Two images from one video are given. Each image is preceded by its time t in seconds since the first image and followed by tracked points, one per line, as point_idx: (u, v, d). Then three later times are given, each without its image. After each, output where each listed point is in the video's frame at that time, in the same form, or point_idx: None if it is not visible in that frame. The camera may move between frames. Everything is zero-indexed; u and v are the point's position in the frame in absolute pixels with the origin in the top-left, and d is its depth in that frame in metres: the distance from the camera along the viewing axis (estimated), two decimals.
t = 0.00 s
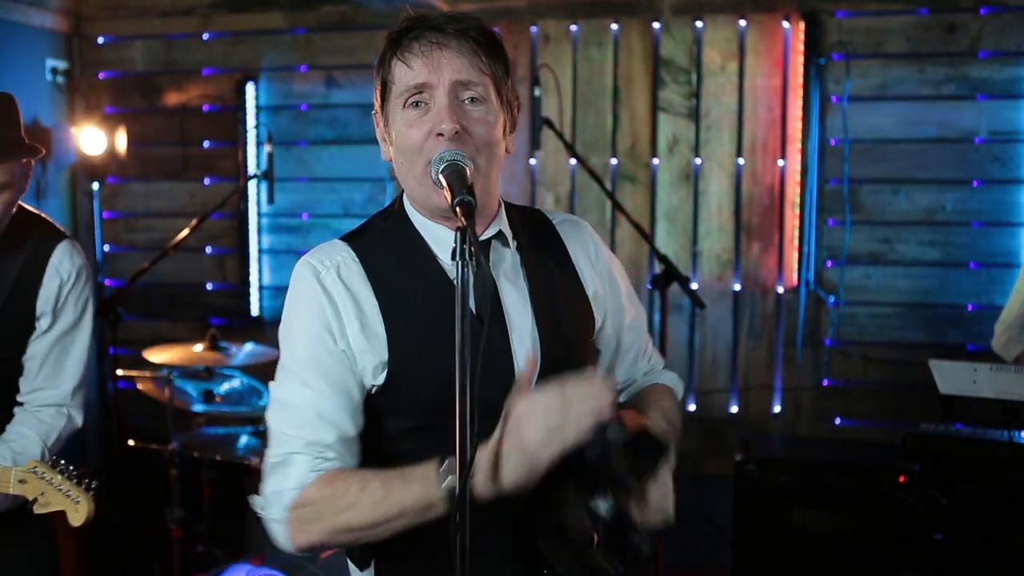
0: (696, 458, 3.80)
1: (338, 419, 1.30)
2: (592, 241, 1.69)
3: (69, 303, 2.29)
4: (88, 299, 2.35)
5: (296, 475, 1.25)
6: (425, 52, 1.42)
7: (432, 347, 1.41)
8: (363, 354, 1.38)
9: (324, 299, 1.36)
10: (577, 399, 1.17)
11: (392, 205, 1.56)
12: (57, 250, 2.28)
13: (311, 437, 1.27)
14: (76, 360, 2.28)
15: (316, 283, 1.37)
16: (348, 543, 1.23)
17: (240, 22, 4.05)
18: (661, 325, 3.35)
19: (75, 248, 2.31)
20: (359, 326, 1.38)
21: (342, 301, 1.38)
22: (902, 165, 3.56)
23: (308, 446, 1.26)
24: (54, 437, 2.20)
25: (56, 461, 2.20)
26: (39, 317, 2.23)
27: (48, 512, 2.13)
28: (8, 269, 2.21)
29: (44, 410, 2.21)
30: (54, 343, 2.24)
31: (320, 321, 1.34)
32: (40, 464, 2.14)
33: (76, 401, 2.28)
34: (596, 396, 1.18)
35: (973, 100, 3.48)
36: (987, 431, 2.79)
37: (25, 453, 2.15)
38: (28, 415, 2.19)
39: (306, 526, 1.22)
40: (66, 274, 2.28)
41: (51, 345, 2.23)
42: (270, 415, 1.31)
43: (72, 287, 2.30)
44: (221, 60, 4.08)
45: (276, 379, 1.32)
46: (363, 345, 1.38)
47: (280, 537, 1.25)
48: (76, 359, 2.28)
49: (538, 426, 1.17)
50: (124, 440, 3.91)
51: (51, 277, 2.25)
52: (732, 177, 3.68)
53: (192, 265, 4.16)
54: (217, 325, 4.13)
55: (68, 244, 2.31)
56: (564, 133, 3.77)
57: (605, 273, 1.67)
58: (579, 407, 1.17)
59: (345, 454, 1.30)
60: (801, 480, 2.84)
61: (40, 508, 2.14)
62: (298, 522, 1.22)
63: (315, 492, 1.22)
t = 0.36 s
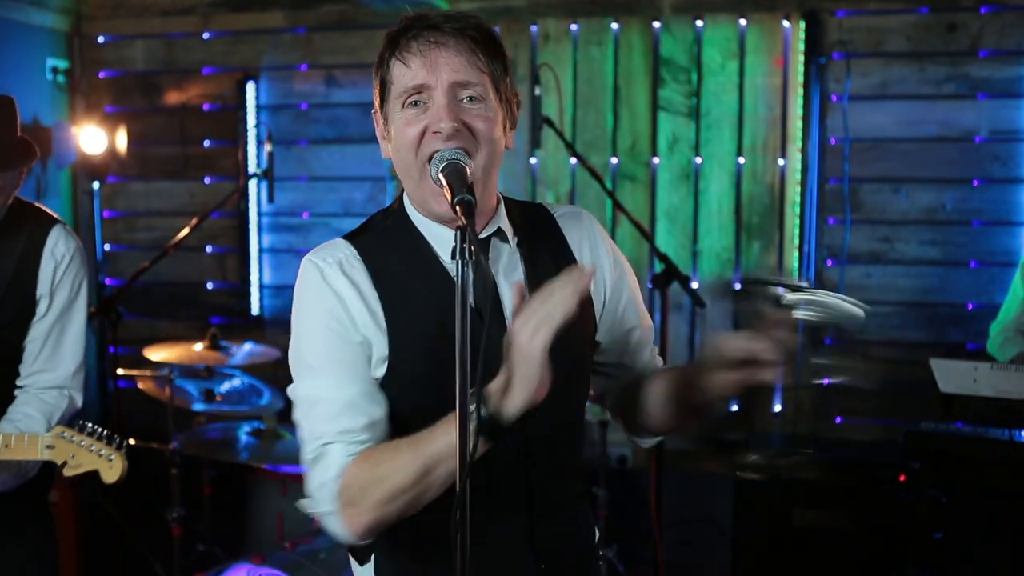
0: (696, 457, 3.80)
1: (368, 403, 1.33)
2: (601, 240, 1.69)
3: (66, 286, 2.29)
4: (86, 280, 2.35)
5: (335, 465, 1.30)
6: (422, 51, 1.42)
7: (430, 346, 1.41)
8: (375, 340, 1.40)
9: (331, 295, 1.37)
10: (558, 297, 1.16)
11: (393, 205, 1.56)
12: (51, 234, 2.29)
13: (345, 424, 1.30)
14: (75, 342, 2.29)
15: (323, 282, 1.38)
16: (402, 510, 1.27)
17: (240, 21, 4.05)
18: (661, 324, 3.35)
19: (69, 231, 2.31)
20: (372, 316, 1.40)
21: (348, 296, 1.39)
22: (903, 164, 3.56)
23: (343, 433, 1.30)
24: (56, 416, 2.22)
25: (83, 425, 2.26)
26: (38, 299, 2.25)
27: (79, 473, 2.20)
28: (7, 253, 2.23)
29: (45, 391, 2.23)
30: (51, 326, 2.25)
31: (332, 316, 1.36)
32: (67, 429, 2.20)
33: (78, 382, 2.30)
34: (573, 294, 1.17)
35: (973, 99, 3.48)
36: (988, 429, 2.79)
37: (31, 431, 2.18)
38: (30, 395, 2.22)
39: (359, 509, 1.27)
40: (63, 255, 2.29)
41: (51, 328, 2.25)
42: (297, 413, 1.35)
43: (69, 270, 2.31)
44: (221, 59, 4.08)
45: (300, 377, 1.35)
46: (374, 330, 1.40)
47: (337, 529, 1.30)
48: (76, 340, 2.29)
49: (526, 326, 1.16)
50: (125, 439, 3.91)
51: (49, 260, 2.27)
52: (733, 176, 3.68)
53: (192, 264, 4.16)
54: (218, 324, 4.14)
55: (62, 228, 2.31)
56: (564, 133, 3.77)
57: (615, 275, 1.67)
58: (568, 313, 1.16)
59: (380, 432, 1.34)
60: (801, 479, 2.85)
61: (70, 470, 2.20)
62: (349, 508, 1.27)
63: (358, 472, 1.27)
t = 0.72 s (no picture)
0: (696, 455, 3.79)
1: (293, 410, 1.34)
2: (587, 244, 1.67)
3: (71, 274, 2.31)
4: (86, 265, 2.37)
5: (233, 452, 1.32)
6: (508, 57, 1.49)
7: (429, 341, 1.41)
8: (354, 347, 1.39)
9: (325, 289, 1.37)
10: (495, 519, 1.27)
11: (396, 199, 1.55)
12: (49, 225, 2.30)
13: (260, 421, 1.32)
14: (88, 324, 2.32)
15: (317, 268, 1.39)
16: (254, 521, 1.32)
17: (240, 19, 4.05)
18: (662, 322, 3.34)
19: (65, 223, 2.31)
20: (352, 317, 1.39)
21: (342, 288, 1.39)
22: (903, 161, 3.56)
23: (255, 428, 1.32)
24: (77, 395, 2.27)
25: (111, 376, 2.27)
26: (43, 288, 2.27)
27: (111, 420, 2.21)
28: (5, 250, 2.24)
29: (65, 371, 2.28)
30: (61, 312, 2.28)
31: (313, 311, 1.36)
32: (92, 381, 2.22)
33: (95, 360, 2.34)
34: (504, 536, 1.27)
35: (973, 96, 3.48)
36: (988, 427, 2.80)
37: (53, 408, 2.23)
38: (50, 377, 2.27)
39: (229, 497, 1.32)
40: (63, 244, 2.31)
41: (60, 314, 2.27)
42: (236, 385, 1.36)
43: (70, 258, 2.32)
44: (221, 57, 4.08)
45: (252, 357, 1.36)
46: (354, 339, 1.39)
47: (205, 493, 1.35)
48: (86, 322, 2.32)
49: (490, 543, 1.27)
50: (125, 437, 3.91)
51: (50, 250, 2.28)
52: (733, 174, 3.67)
53: (192, 262, 4.16)
54: (218, 322, 4.13)
55: (59, 220, 2.32)
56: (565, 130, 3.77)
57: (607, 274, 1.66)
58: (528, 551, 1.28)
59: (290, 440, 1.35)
60: (798, 478, 2.85)
61: (101, 419, 2.22)
62: (224, 492, 1.32)
63: (247, 474, 1.30)
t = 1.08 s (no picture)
0: (696, 454, 3.78)
1: (335, 392, 1.31)
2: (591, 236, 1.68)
3: (60, 263, 2.61)
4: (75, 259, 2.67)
5: (293, 447, 1.29)
6: (434, 50, 1.41)
7: (425, 339, 1.41)
8: (360, 327, 1.38)
9: (318, 275, 1.36)
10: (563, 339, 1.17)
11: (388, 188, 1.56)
12: (42, 216, 2.59)
13: (305, 410, 1.29)
14: (72, 311, 2.60)
15: (313, 258, 1.38)
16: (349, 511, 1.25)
17: (239, 18, 4.05)
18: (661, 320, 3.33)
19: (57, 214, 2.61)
20: (356, 299, 1.38)
21: (337, 278, 1.38)
22: (903, 160, 3.56)
23: (303, 418, 1.29)
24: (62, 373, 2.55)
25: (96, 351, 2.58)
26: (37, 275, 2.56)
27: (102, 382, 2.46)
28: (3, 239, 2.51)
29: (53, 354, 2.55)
30: (50, 299, 2.56)
31: (313, 301, 1.34)
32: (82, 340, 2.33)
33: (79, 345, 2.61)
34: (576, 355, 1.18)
35: (973, 95, 3.48)
36: (988, 425, 2.80)
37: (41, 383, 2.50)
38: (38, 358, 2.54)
39: (306, 495, 1.25)
40: (55, 236, 2.60)
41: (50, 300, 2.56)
42: (265, 394, 1.34)
43: (60, 248, 2.62)
44: (220, 57, 4.08)
45: (272, 356, 1.34)
46: (360, 318, 1.38)
47: (279, 512, 1.29)
48: (73, 310, 2.61)
49: (523, 364, 1.17)
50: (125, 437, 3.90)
51: (45, 240, 2.58)
52: (732, 173, 3.67)
53: (191, 261, 4.15)
54: (217, 321, 4.13)
55: (50, 213, 2.62)
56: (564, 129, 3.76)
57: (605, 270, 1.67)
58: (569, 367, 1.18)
59: (342, 421, 1.32)
60: (796, 476, 2.85)
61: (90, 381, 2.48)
62: (297, 495, 1.25)
63: (313, 460, 1.25)
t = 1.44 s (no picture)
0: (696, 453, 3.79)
1: (334, 399, 1.32)
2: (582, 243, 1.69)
3: (45, 297, 2.61)
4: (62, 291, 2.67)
5: (291, 454, 1.29)
6: (419, 48, 1.41)
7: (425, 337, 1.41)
8: (363, 336, 1.39)
9: (319, 282, 1.36)
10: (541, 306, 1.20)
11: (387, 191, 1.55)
12: (29, 248, 2.59)
13: (307, 416, 1.30)
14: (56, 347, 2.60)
15: (315, 264, 1.38)
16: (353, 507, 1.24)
17: (239, 17, 4.05)
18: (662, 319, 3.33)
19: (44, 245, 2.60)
20: (359, 302, 1.39)
21: (341, 285, 1.39)
22: (904, 158, 3.56)
23: (304, 425, 1.30)
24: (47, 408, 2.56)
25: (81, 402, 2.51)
26: (23, 308, 2.56)
27: (77, 443, 2.44)
28: None
29: (39, 389, 2.56)
30: (33, 334, 2.57)
31: (316, 307, 1.35)
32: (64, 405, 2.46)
33: (65, 381, 2.62)
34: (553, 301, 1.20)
35: (974, 93, 3.48)
36: (988, 424, 2.80)
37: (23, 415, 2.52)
38: (19, 393, 2.54)
39: (314, 498, 1.24)
40: (41, 268, 2.60)
41: (35, 334, 2.57)
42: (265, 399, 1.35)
43: (46, 282, 2.62)
44: (221, 56, 4.08)
45: (273, 363, 1.35)
46: (363, 326, 1.39)
47: (286, 516, 1.30)
48: (60, 345, 2.62)
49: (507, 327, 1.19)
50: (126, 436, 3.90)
51: (31, 273, 2.58)
52: (733, 171, 3.67)
53: (192, 261, 4.15)
54: (218, 320, 4.13)
55: (38, 244, 2.61)
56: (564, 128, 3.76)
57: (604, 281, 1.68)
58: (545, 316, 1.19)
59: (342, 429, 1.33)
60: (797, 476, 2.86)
61: (67, 442, 2.44)
62: (304, 496, 1.25)
63: (317, 462, 1.25)
